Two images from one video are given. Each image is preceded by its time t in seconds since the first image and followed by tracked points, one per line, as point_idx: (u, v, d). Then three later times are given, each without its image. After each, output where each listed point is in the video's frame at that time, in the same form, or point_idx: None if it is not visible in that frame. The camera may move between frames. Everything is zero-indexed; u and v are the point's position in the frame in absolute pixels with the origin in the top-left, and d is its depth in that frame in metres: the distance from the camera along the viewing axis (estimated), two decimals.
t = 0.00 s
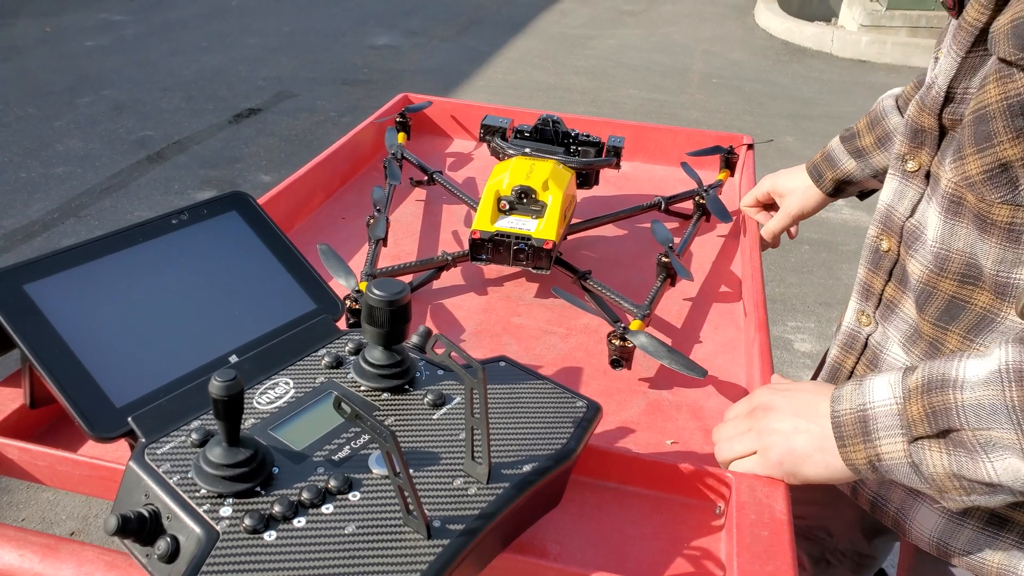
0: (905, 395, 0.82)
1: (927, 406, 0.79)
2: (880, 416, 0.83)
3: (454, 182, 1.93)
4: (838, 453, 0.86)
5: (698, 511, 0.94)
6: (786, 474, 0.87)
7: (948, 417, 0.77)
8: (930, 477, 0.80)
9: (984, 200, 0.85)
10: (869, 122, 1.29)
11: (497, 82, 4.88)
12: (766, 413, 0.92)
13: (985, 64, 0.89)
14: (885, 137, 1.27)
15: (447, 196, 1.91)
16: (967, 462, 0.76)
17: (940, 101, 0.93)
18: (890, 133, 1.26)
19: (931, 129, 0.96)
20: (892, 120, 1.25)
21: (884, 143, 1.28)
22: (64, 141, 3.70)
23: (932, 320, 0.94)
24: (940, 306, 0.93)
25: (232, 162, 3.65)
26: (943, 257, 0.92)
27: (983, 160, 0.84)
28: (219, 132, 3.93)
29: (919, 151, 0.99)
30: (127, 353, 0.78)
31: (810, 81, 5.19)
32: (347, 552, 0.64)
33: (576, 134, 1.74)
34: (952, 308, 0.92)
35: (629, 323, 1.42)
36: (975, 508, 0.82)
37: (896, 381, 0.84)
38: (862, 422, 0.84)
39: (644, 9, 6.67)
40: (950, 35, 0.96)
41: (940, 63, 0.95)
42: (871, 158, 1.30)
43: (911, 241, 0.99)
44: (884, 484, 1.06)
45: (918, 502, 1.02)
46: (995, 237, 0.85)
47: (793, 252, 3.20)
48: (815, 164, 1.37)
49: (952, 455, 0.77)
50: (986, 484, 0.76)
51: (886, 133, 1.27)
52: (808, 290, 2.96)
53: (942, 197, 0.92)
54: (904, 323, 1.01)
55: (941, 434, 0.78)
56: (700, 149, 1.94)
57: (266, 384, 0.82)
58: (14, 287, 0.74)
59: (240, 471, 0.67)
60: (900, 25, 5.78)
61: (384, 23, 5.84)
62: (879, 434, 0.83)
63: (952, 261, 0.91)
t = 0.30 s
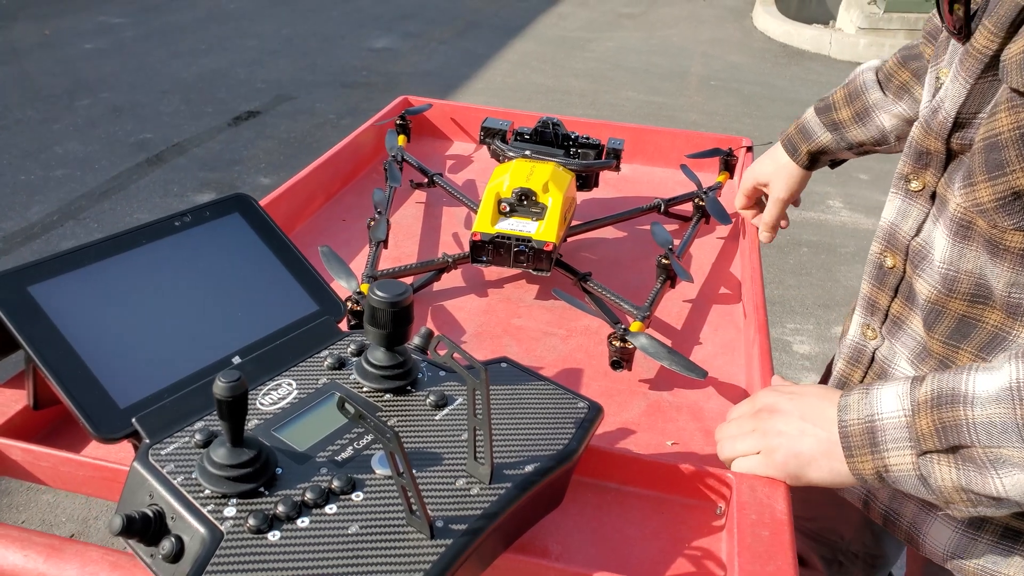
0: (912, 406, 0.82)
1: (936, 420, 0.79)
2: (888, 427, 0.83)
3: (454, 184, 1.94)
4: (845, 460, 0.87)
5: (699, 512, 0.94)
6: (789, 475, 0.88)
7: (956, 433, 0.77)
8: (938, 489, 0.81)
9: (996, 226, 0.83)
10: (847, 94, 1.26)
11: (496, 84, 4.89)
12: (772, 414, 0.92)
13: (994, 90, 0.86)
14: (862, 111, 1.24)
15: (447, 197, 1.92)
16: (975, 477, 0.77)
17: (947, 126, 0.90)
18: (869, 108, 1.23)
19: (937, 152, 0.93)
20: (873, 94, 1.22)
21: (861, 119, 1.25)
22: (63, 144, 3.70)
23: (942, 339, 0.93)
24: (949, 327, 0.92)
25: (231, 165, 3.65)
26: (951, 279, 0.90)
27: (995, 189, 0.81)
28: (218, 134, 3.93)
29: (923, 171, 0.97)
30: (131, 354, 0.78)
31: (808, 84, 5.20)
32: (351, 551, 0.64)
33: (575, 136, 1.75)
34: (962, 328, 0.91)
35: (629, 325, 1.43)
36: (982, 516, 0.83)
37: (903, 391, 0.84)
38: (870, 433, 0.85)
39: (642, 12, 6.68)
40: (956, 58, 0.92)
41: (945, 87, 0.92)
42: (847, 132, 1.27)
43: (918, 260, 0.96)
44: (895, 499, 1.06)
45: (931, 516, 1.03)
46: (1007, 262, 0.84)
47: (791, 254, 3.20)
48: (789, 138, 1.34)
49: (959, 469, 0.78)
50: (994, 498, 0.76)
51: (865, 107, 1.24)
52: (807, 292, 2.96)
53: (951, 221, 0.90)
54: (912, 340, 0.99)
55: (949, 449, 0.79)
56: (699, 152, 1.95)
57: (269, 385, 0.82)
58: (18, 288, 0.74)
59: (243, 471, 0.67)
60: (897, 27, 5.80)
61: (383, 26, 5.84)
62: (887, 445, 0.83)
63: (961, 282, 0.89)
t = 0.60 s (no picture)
0: (909, 405, 0.82)
1: (934, 419, 0.79)
2: (885, 426, 0.83)
3: (455, 185, 1.94)
4: (843, 459, 0.87)
5: (701, 511, 0.94)
6: (790, 472, 0.88)
7: (953, 432, 0.77)
8: (934, 488, 0.80)
9: (1002, 232, 0.83)
10: (700, 78, 1.23)
11: (496, 86, 4.90)
12: (773, 412, 0.92)
13: (1004, 97, 0.85)
14: (713, 98, 1.22)
15: (448, 198, 1.92)
16: (971, 476, 0.77)
17: (958, 134, 0.88)
18: (721, 95, 1.21)
19: (945, 160, 0.91)
20: (725, 81, 1.21)
21: (711, 106, 1.22)
22: (63, 145, 3.70)
23: (949, 346, 0.93)
24: (956, 334, 0.92)
25: (230, 166, 3.66)
26: (953, 288, 0.90)
27: (1003, 195, 0.81)
28: (217, 136, 3.94)
29: (929, 179, 0.94)
30: (135, 353, 0.79)
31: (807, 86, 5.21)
32: (355, 549, 0.64)
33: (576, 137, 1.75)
34: (968, 335, 0.91)
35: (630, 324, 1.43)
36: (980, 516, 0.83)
37: (901, 390, 0.84)
38: (868, 431, 0.85)
39: (641, 14, 6.69)
40: (962, 66, 0.90)
41: (952, 95, 0.90)
42: (695, 118, 1.24)
43: (922, 268, 0.95)
44: (906, 504, 1.06)
45: (941, 521, 1.02)
46: (1013, 269, 0.84)
47: (791, 255, 3.20)
48: (634, 111, 1.26)
49: (956, 469, 0.78)
50: (990, 497, 0.76)
51: (718, 95, 1.22)
52: (806, 293, 2.97)
53: (956, 228, 0.89)
54: (918, 346, 0.99)
55: (946, 447, 0.79)
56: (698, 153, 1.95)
57: (272, 384, 0.82)
58: (22, 287, 0.74)
59: (248, 469, 0.68)
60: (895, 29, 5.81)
61: (383, 28, 5.85)
62: (884, 444, 0.83)
63: (963, 291, 0.89)
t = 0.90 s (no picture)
0: (909, 409, 0.83)
1: (935, 422, 0.79)
2: (887, 429, 0.84)
3: (454, 188, 1.94)
4: (844, 462, 0.88)
5: (699, 513, 0.94)
6: (789, 475, 0.88)
7: (955, 435, 0.77)
8: (939, 489, 0.81)
9: (1008, 245, 0.82)
10: (624, 105, 1.25)
11: (494, 88, 4.91)
12: (771, 415, 0.93)
13: (1003, 114, 0.84)
14: (640, 121, 1.24)
15: (446, 201, 1.92)
16: (975, 476, 0.77)
17: (958, 151, 0.87)
18: (647, 118, 1.23)
19: (943, 177, 0.90)
20: (649, 103, 1.23)
21: (641, 128, 1.24)
22: (61, 148, 3.71)
23: (952, 360, 0.94)
24: (959, 349, 0.93)
25: (228, 169, 3.66)
26: (953, 304, 0.90)
27: (1006, 208, 0.81)
28: (216, 139, 3.94)
29: (924, 197, 0.93)
30: (133, 357, 0.79)
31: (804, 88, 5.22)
32: (353, 552, 0.64)
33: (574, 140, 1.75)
34: (972, 348, 0.92)
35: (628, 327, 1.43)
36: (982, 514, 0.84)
37: (900, 392, 0.84)
38: (870, 435, 0.85)
39: (640, 16, 6.70)
40: (954, 83, 0.89)
41: (947, 112, 0.88)
42: (629, 143, 1.26)
43: (922, 285, 0.95)
44: (920, 521, 1.06)
45: (958, 535, 1.03)
46: (1017, 284, 0.84)
47: (789, 258, 3.21)
48: (574, 146, 1.33)
49: (960, 470, 0.79)
50: (993, 497, 0.77)
51: (644, 118, 1.23)
52: (804, 296, 2.97)
53: (956, 242, 0.88)
54: (919, 361, 0.99)
55: (948, 449, 0.80)
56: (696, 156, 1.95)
57: (271, 388, 0.82)
58: (20, 291, 0.74)
59: (246, 473, 0.68)
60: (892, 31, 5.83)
61: (381, 30, 5.85)
62: (886, 447, 0.84)
63: (964, 307, 0.89)
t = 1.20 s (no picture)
0: (910, 412, 0.83)
1: (936, 424, 0.80)
2: (888, 432, 0.84)
3: (454, 190, 1.94)
4: (846, 464, 0.88)
5: (701, 515, 0.94)
6: (791, 477, 0.88)
7: (956, 437, 0.78)
8: (940, 491, 0.81)
9: (1004, 249, 0.83)
10: (623, 115, 1.24)
11: (493, 90, 4.91)
12: (773, 417, 0.93)
13: (997, 117, 0.84)
14: (639, 132, 1.23)
15: (447, 203, 1.92)
16: (977, 478, 0.78)
17: (952, 156, 0.87)
18: (645, 129, 1.22)
19: (937, 181, 0.90)
20: (647, 114, 1.22)
21: (640, 140, 1.24)
22: (61, 150, 3.71)
23: (948, 362, 0.94)
24: (955, 350, 0.93)
25: (228, 171, 3.66)
26: (949, 307, 0.91)
27: (1001, 213, 0.82)
28: (216, 140, 3.94)
29: (918, 201, 0.93)
30: (137, 358, 0.79)
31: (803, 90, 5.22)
32: (357, 553, 0.64)
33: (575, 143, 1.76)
34: (968, 350, 0.93)
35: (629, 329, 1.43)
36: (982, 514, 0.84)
37: (901, 394, 0.85)
38: (871, 437, 0.85)
39: (639, 18, 6.71)
40: (948, 88, 0.89)
41: (941, 116, 0.88)
42: (628, 154, 1.25)
43: (917, 288, 0.95)
44: (917, 523, 1.06)
45: (956, 538, 1.03)
46: (1014, 286, 0.85)
47: (788, 259, 3.21)
48: (573, 158, 1.31)
49: (962, 472, 0.79)
50: (995, 498, 0.77)
51: (642, 129, 1.23)
52: (804, 298, 2.97)
53: (951, 245, 0.89)
54: (914, 365, 0.99)
55: (951, 451, 0.80)
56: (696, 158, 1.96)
57: (273, 389, 0.82)
58: (24, 292, 0.75)
59: (250, 474, 0.68)
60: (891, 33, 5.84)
61: (381, 32, 5.86)
62: (887, 450, 0.84)
63: (960, 310, 0.90)
